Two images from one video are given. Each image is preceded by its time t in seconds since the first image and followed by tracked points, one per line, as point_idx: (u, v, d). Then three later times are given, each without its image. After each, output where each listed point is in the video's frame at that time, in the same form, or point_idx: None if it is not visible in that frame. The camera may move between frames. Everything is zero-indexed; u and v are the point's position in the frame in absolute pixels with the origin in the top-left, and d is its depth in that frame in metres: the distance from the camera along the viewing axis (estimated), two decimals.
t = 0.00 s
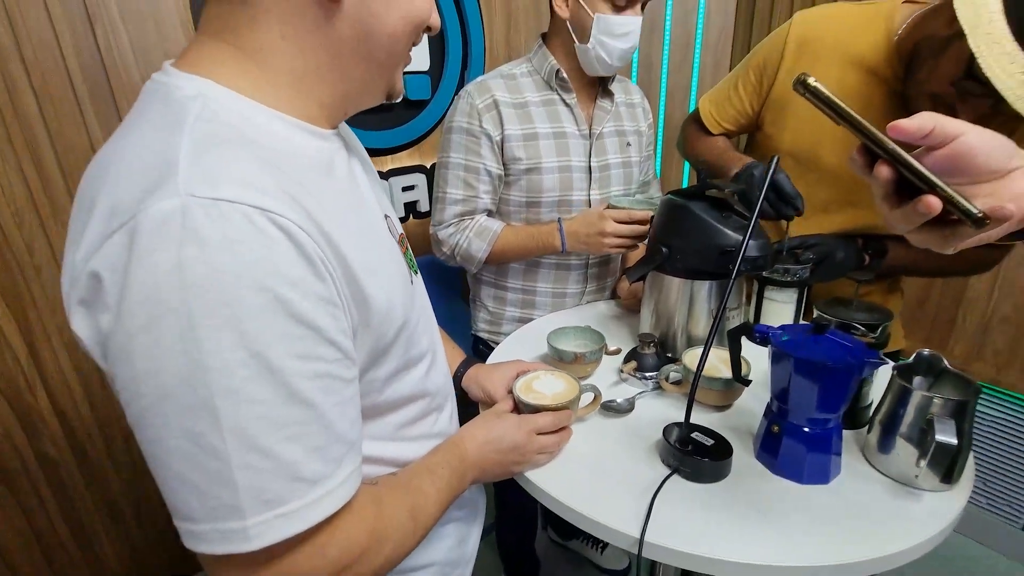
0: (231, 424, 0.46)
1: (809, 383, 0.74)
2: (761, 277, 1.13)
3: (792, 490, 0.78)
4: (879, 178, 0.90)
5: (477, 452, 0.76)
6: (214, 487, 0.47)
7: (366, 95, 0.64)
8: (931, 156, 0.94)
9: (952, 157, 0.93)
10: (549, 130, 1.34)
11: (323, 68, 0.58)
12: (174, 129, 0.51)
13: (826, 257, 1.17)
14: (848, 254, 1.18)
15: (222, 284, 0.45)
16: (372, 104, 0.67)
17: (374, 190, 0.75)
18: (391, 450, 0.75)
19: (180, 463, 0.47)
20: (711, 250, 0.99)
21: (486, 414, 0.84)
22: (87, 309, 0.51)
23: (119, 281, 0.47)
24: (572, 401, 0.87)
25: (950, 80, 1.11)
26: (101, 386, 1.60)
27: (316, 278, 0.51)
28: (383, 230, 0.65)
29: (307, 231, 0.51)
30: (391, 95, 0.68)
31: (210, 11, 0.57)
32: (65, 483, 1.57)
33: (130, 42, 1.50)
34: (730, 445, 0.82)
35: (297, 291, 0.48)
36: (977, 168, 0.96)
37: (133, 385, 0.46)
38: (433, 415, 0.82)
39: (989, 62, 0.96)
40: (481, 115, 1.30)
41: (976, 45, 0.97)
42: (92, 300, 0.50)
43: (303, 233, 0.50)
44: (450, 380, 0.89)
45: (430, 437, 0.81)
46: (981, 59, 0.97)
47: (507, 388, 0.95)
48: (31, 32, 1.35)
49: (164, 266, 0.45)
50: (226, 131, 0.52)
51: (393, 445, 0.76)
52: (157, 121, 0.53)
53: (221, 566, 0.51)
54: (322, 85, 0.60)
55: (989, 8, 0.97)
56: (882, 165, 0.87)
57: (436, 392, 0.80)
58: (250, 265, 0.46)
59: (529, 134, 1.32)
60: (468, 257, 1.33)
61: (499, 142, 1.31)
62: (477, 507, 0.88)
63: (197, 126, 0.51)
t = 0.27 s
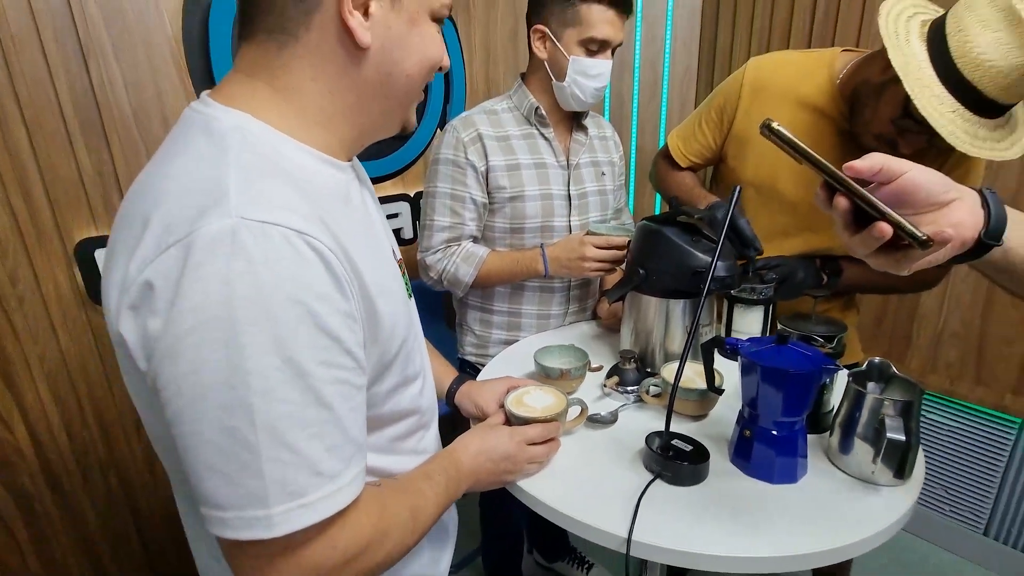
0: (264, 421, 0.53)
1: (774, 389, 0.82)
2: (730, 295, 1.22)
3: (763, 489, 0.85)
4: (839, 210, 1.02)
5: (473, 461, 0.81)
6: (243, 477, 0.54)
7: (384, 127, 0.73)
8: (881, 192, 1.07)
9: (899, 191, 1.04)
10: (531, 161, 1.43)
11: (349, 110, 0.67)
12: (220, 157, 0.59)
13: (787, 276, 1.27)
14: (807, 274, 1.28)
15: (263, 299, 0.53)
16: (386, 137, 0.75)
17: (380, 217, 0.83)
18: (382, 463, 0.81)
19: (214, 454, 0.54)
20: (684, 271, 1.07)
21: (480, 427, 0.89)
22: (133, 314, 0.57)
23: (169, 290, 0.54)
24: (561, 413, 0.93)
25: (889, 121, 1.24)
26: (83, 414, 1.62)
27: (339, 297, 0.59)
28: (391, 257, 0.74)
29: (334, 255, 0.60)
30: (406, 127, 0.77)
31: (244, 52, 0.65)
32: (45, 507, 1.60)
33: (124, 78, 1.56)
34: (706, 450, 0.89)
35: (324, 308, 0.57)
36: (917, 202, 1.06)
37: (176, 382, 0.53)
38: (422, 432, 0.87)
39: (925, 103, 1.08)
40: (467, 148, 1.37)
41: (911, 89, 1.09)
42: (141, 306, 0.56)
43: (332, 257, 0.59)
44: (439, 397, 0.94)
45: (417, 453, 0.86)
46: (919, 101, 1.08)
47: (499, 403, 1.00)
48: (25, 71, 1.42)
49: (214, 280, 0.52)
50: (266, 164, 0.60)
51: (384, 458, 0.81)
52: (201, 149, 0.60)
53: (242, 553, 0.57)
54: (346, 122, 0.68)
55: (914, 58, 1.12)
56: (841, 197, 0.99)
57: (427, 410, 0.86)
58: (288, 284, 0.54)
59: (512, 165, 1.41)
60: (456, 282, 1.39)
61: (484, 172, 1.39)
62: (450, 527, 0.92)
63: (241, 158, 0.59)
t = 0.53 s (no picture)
0: (289, 439, 0.58)
1: (748, 408, 0.88)
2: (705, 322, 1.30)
3: (740, 504, 0.91)
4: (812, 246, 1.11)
5: (468, 482, 0.85)
6: (268, 491, 0.59)
7: (391, 173, 0.80)
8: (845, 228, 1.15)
9: (862, 226, 1.12)
10: (516, 196, 1.51)
11: (362, 158, 0.74)
12: (257, 196, 0.65)
13: (757, 304, 1.36)
14: (776, 301, 1.37)
15: (297, 326, 0.58)
16: (395, 178, 0.82)
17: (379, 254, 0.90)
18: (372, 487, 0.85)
19: (241, 468, 0.58)
20: (664, 301, 1.15)
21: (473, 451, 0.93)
22: (171, 336, 0.61)
23: (211, 316, 0.59)
24: (550, 435, 0.98)
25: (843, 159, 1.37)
26: (62, 448, 1.61)
27: (357, 327, 0.65)
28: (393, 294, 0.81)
29: (354, 289, 0.66)
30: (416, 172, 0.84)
31: (267, 103, 0.73)
32: (19, 545, 1.57)
33: (120, 114, 1.60)
34: (688, 468, 0.94)
35: (345, 337, 0.63)
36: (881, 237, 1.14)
37: (214, 400, 0.57)
38: (409, 459, 0.91)
39: (876, 140, 1.20)
40: (455, 183, 1.44)
41: (863, 127, 1.21)
42: (181, 329, 0.61)
43: (353, 292, 0.66)
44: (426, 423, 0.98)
45: (401, 479, 0.90)
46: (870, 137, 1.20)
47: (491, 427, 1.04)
48: (24, 107, 1.46)
49: (253, 308, 0.57)
50: (296, 205, 0.66)
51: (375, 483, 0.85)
52: (239, 187, 0.66)
53: (254, 564, 0.61)
54: (358, 169, 0.75)
55: (859, 101, 1.25)
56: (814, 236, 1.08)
57: (414, 437, 0.90)
58: (319, 314, 0.60)
59: (498, 200, 1.48)
60: (445, 311, 1.44)
61: (472, 207, 1.46)
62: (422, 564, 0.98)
63: (276, 198, 0.65)
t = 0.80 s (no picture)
0: (278, 485, 0.61)
1: (726, 439, 0.92)
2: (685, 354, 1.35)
3: (722, 533, 0.93)
4: (795, 289, 1.16)
5: (458, 517, 0.87)
6: (256, 538, 0.61)
7: (370, 219, 0.84)
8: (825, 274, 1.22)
9: (841, 274, 1.19)
10: (500, 232, 1.56)
11: (339, 208, 0.79)
12: (245, 247, 0.67)
13: (734, 336, 1.42)
14: (751, 333, 1.43)
15: (285, 375, 0.61)
16: (374, 224, 0.86)
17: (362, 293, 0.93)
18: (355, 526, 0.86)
19: (230, 515, 0.60)
20: (645, 330, 1.20)
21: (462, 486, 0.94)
22: (157, 388, 0.62)
23: (200, 367, 0.61)
24: (538, 467, 0.99)
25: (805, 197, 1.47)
26: (30, 488, 1.57)
27: (343, 371, 0.68)
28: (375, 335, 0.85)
29: (340, 333, 0.69)
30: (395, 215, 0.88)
31: (251, 153, 0.77)
32: None
33: (108, 148, 1.61)
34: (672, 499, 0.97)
35: (332, 382, 0.66)
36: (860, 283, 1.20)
37: (206, 450, 0.60)
38: (391, 496, 0.92)
39: (838, 179, 1.29)
40: (441, 219, 1.49)
41: (825, 168, 1.30)
42: (169, 381, 0.62)
43: (340, 336, 0.69)
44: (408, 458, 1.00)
45: (384, 516, 0.92)
46: (833, 177, 1.29)
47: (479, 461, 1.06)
48: (11, 142, 1.48)
49: (243, 359, 0.60)
50: (284, 254, 0.70)
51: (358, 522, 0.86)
52: (227, 238, 0.68)
53: None
54: (335, 219, 0.80)
55: (819, 144, 1.35)
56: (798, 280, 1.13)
57: (397, 475, 0.92)
58: (306, 361, 0.63)
59: (482, 236, 1.53)
60: (432, 342, 1.45)
61: (458, 241, 1.50)
62: None
63: (265, 248, 0.68)
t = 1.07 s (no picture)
0: (247, 516, 0.59)
1: (716, 463, 0.93)
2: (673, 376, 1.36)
3: (713, 559, 0.93)
4: (800, 312, 1.18)
5: (445, 546, 0.86)
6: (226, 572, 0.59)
7: (339, 241, 0.82)
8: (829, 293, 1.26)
9: (843, 294, 1.23)
10: (487, 253, 1.56)
11: (305, 232, 0.78)
12: (210, 272, 0.67)
13: (720, 357, 1.43)
14: (737, 353, 1.45)
15: (252, 400, 0.60)
16: (346, 244, 0.85)
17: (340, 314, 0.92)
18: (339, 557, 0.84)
19: (200, 550, 0.59)
20: (633, 352, 1.20)
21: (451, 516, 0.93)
22: (118, 422, 0.61)
23: (161, 398, 0.59)
24: (528, 493, 0.98)
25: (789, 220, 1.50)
26: None
27: (315, 395, 0.67)
28: (352, 355, 0.84)
29: (311, 355, 0.68)
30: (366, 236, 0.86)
31: (219, 173, 0.76)
32: None
33: (91, 165, 1.59)
34: (663, 524, 0.96)
35: (303, 406, 0.65)
36: (860, 302, 1.23)
37: (171, 483, 0.58)
38: (376, 524, 0.91)
39: (821, 201, 1.32)
40: (428, 240, 1.49)
41: (807, 190, 1.33)
42: (129, 414, 0.61)
43: (311, 359, 0.68)
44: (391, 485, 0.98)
45: (369, 546, 0.90)
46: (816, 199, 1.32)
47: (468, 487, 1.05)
48: None
49: (207, 386, 0.59)
50: (252, 277, 0.69)
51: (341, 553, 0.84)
52: (192, 264, 0.67)
53: None
54: (301, 242, 0.79)
55: (801, 167, 1.38)
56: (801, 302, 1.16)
57: (380, 502, 0.90)
58: (274, 385, 0.62)
59: (469, 257, 1.53)
60: (419, 363, 1.44)
61: (445, 262, 1.50)
62: None
63: (230, 272, 0.67)
